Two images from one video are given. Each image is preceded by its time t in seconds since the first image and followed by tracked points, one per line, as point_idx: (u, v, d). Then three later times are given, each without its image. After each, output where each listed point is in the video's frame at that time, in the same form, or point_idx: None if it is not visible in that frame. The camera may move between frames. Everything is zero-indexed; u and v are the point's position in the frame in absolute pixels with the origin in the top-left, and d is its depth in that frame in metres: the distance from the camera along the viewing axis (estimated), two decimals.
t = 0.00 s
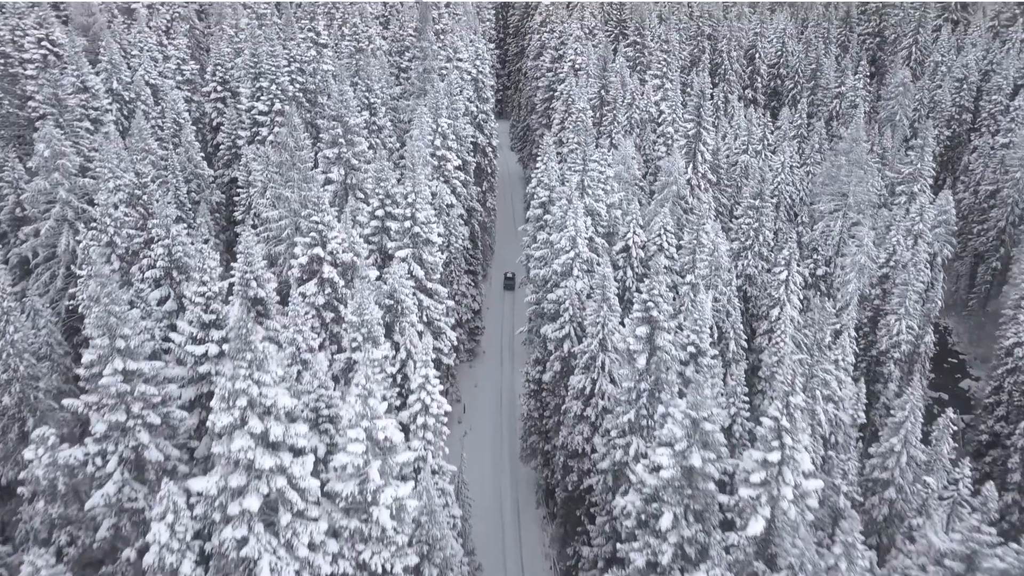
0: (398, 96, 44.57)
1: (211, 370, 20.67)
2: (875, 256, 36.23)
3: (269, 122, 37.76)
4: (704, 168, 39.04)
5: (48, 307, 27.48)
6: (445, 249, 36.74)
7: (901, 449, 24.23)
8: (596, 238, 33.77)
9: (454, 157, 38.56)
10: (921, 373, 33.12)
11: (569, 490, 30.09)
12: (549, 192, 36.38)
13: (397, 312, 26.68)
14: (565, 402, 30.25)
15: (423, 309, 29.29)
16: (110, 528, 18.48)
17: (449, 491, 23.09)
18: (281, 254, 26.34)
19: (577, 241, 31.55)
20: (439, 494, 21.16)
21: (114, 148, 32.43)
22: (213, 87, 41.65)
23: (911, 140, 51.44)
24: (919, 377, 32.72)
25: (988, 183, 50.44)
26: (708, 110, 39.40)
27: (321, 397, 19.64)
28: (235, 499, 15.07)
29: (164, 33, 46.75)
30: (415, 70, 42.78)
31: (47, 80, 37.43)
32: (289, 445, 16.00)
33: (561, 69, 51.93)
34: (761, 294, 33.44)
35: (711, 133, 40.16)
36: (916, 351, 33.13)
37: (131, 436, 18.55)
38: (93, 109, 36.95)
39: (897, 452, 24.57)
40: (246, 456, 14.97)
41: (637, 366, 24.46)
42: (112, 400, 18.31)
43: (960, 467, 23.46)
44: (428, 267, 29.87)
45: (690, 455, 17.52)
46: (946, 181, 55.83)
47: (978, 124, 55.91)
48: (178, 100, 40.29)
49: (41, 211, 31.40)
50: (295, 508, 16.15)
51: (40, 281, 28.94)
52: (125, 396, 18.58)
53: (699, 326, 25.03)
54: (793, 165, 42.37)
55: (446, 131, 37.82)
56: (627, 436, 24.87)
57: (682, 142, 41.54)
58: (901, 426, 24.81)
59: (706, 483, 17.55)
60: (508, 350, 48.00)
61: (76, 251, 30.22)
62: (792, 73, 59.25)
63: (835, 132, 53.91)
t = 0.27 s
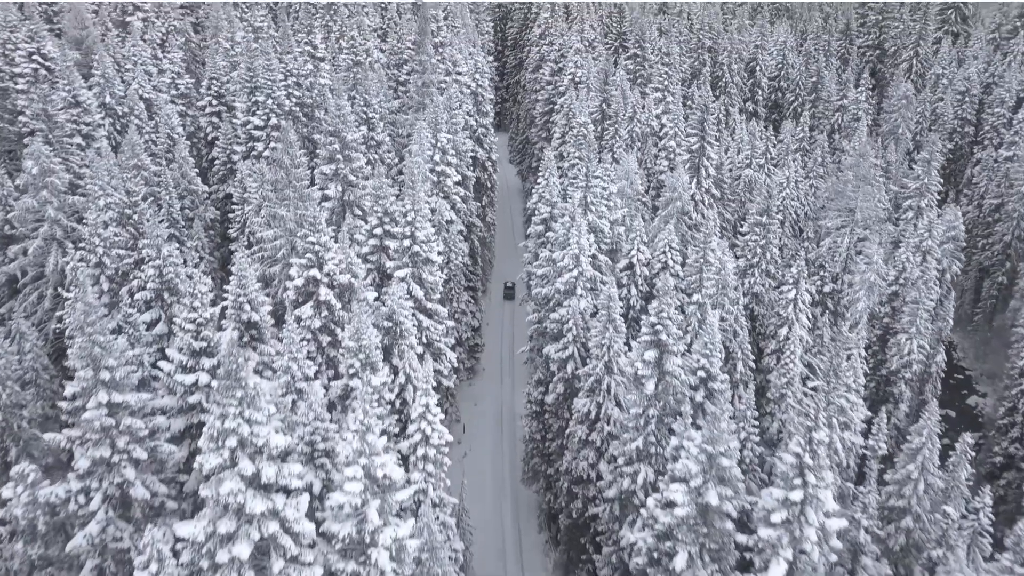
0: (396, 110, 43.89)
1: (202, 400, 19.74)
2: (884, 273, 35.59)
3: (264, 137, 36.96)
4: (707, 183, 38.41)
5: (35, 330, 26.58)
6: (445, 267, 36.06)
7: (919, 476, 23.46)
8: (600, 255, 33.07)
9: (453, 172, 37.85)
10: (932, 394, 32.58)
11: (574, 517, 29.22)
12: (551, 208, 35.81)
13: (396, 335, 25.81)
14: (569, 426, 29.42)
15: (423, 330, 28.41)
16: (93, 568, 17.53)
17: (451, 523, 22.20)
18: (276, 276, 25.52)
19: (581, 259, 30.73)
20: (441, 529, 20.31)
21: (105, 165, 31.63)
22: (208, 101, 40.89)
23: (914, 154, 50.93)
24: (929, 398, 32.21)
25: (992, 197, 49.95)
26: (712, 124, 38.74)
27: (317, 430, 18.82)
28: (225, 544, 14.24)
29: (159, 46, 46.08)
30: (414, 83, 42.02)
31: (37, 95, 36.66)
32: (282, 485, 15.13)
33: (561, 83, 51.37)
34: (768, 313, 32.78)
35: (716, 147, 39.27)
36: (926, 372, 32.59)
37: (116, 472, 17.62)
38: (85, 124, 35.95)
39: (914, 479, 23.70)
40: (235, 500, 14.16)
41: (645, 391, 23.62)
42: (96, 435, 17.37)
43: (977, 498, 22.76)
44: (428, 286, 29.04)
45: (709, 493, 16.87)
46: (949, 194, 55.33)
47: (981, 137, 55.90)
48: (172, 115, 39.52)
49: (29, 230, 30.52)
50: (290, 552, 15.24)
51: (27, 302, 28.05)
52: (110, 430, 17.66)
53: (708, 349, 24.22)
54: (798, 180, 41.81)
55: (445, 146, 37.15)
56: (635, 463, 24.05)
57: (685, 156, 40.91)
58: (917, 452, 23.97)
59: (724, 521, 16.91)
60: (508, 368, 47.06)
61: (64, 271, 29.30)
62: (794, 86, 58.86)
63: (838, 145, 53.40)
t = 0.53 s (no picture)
0: (395, 124, 43.20)
1: (192, 433, 18.74)
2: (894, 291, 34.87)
3: (260, 153, 36.15)
4: (712, 198, 37.72)
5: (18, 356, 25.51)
6: (445, 285, 35.23)
7: (939, 506, 22.54)
8: (603, 274, 32.26)
9: (453, 188, 37.09)
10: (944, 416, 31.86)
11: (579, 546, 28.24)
12: (553, 224, 35.02)
13: (395, 359, 24.89)
14: (574, 451, 28.47)
15: (423, 353, 27.51)
16: None
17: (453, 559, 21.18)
18: (271, 298, 24.59)
19: (585, 278, 29.86)
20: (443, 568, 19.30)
21: (94, 183, 30.74)
22: (203, 116, 40.10)
23: (918, 168, 50.44)
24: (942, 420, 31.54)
25: (997, 211, 49.38)
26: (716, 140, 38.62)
27: (311, 466, 17.86)
28: None
29: (153, 60, 45.33)
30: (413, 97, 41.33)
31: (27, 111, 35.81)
32: (273, 532, 14.96)
33: (561, 96, 50.85)
34: (776, 333, 31.97)
35: (720, 163, 38.92)
36: (938, 393, 31.85)
37: (100, 513, 16.68)
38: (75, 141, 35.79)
39: (933, 509, 22.74)
40: (227, 551, 13.95)
41: (654, 418, 22.70)
42: (80, 474, 16.45)
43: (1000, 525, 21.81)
44: (428, 308, 28.15)
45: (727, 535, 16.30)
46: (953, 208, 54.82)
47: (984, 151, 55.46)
48: (166, 130, 38.70)
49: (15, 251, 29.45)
50: None
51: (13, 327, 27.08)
52: (92, 468, 16.69)
53: (720, 374, 23.30)
54: (803, 195, 41.20)
55: (445, 162, 36.43)
56: (644, 494, 23.09)
57: (688, 171, 40.27)
58: (936, 480, 23.04)
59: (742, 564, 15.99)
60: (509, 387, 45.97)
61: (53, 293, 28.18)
62: (795, 99, 58.44)
63: (841, 159, 52.88)
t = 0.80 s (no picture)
0: (393, 142, 42.42)
1: (176, 475, 17.59)
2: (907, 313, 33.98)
3: (254, 172, 35.26)
4: (717, 217, 36.97)
5: None
6: (445, 308, 34.28)
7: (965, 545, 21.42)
8: (608, 296, 31.29)
9: (453, 207, 36.22)
10: (959, 442, 31.14)
11: None
12: (556, 245, 34.13)
13: (393, 389, 23.86)
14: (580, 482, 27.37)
15: (422, 381, 26.45)
16: None
17: None
18: (264, 326, 23.51)
19: (590, 301, 28.87)
20: None
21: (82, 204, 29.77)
22: (197, 133, 39.26)
23: (923, 184, 49.86)
24: (956, 447, 30.92)
25: (1004, 228, 48.71)
26: (720, 157, 38.19)
27: (305, 513, 16.92)
28: None
29: (147, 77, 44.56)
30: (411, 115, 40.57)
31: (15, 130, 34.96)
32: None
33: (562, 113, 50.27)
34: (786, 357, 31.05)
35: (724, 181, 38.50)
36: (953, 418, 31.04)
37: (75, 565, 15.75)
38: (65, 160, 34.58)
39: (960, 548, 21.29)
40: None
41: (665, 453, 21.59)
42: (54, 525, 15.59)
43: None
44: (427, 333, 27.10)
45: None
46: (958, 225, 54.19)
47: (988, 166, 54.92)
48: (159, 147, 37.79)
49: None
50: None
51: None
52: (69, 517, 15.88)
53: (734, 406, 22.27)
54: (809, 213, 40.48)
55: (445, 181, 35.60)
56: (654, 531, 21.97)
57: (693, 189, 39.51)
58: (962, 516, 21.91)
59: None
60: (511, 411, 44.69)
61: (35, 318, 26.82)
62: (797, 114, 57.99)
63: (844, 175, 52.30)
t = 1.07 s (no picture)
0: (391, 158, 41.73)
1: (162, 515, 16.63)
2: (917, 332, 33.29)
3: (250, 189, 34.47)
4: (722, 234, 36.32)
5: None
6: (445, 328, 33.45)
7: None
8: (613, 316, 30.43)
9: (453, 224, 35.45)
10: (974, 465, 30.34)
11: None
12: (558, 263, 33.33)
13: (392, 416, 22.97)
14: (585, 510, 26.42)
15: (422, 406, 25.53)
16: None
17: None
18: (258, 351, 22.53)
19: (595, 322, 27.91)
20: None
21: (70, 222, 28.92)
22: (191, 149, 38.51)
23: (928, 199, 49.38)
24: (971, 470, 30.09)
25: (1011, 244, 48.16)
26: (726, 173, 37.03)
27: (299, 558, 16.79)
28: None
29: (141, 91, 43.87)
30: (410, 130, 39.92)
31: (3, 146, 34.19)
32: None
33: (563, 127, 49.80)
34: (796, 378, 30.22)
35: (730, 197, 37.57)
36: (967, 440, 30.28)
37: None
38: (54, 176, 34.35)
39: None
40: None
41: (677, 484, 20.63)
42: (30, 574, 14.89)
43: None
44: (427, 357, 26.13)
45: None
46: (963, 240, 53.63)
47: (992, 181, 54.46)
48: (152, 163, 37.01)
49: None
50: None
51: None
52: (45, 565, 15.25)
53: (747, 435, 21.46)
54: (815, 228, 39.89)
55: (444, 198, 34.86)
56: (665, 565, 21.02)
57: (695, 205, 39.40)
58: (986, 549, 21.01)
59: None
60: (511, 431, 43.81)
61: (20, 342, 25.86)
62: (799, 128, 57.67)
63: (847, 190, 51.81)
